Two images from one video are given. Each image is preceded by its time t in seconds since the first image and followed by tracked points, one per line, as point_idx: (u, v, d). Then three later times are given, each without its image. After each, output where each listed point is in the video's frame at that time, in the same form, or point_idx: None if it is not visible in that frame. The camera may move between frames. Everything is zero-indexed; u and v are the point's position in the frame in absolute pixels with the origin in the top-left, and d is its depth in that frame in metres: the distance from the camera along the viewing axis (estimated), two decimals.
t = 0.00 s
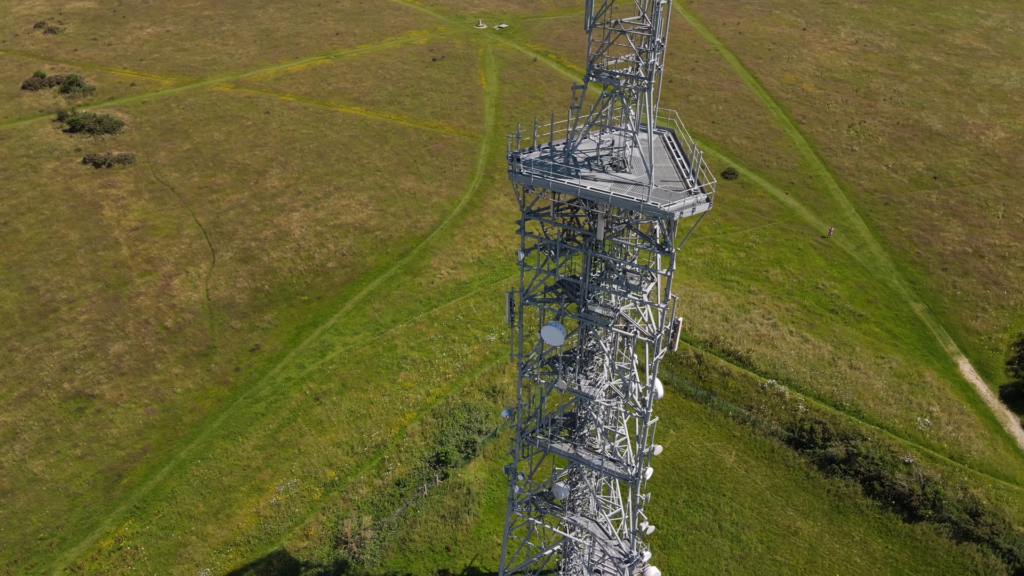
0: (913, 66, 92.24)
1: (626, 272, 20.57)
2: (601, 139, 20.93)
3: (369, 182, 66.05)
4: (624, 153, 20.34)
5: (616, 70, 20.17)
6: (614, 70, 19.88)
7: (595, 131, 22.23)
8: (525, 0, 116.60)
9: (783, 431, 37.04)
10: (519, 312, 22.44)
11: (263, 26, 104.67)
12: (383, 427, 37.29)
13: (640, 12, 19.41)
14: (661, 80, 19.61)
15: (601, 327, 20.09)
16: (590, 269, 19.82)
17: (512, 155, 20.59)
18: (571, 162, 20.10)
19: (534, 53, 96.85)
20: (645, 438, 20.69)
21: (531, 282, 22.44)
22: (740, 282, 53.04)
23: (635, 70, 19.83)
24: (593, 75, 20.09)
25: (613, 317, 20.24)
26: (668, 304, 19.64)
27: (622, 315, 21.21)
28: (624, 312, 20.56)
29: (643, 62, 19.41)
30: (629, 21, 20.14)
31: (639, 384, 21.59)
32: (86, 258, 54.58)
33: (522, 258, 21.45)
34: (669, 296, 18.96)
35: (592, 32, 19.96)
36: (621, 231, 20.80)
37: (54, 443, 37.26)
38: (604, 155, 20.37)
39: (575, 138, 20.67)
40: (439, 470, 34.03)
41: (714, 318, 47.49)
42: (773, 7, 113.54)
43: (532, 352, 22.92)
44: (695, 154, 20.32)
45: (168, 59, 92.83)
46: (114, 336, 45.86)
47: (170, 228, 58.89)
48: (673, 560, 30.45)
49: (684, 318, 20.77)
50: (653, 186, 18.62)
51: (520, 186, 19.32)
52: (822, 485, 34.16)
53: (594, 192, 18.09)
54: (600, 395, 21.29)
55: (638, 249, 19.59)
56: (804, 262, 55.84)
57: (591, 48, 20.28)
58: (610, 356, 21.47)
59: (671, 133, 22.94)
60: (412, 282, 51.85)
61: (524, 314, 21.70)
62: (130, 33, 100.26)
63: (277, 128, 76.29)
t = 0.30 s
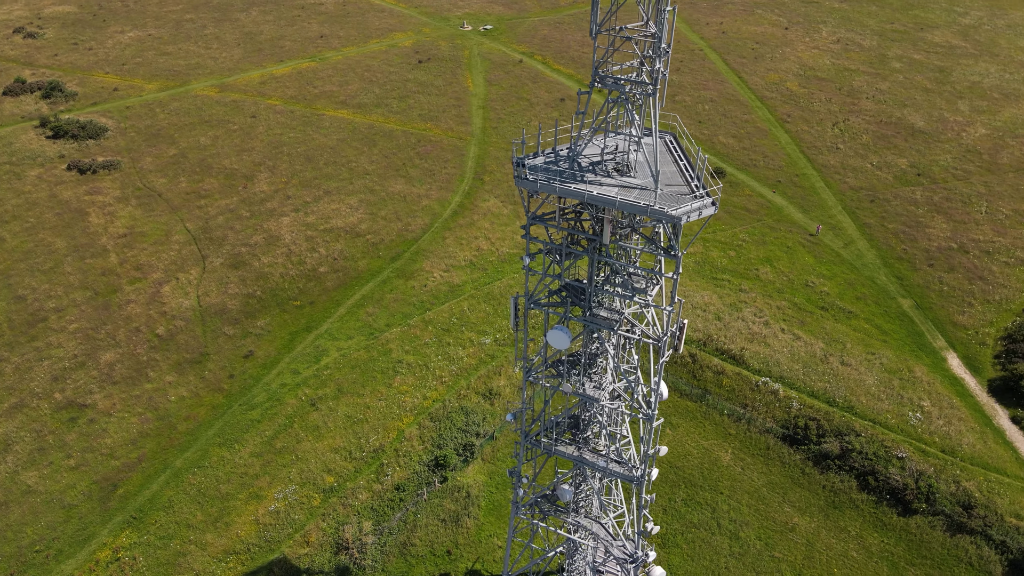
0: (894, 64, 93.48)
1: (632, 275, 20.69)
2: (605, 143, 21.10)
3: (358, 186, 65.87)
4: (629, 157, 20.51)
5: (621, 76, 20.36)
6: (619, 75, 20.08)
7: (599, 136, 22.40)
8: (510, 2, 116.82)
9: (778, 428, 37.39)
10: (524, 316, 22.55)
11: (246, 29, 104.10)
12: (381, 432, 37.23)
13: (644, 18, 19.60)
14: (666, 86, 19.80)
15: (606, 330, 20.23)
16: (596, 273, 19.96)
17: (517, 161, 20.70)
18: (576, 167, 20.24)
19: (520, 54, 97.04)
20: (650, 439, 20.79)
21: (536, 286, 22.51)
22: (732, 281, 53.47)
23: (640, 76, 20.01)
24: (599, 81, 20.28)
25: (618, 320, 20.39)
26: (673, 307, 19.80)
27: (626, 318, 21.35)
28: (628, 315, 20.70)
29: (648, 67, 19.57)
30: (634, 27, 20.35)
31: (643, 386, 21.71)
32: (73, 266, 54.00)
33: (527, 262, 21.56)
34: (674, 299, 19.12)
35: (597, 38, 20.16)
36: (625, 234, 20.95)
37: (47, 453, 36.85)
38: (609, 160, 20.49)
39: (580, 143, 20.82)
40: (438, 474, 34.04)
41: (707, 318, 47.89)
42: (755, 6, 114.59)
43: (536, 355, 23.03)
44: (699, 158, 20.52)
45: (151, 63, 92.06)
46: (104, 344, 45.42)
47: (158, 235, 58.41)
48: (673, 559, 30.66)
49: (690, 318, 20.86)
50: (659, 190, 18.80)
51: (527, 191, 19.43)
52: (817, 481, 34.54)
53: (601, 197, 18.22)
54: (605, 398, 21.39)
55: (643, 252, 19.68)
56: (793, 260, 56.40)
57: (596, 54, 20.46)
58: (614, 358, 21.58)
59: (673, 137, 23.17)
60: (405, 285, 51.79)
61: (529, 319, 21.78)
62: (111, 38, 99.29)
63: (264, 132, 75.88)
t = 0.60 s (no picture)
0: (876, 63, 94.65)
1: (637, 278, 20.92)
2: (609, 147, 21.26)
3: (348, 189, 65.66)
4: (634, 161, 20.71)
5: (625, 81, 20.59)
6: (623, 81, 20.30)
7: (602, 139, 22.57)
8: (494, 3, 116.92)
9: (773, 425, 37.72)
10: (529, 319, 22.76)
11: (230, 32, 103.45)
12: (379, 436, 37.19)
13: (649, 24, 19.94)
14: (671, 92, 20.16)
15: (612, 333, 20.43)
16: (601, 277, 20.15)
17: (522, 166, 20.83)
18: (581, 172, 20.41)
19: (506, 55, 97.17)
20: (657, 441, 20.98)
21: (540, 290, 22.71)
22: (723, 280, 53.85)
23: (645, 81, 20.34)
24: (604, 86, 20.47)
25: (623, 322, 20.61)
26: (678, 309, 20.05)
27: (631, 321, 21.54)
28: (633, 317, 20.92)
29: (653, 72, 19.91)
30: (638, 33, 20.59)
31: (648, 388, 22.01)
32: (61, 274, 53.44)
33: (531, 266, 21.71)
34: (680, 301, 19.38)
35: (602, 45, 20.48)
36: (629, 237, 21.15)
37: (40, 464, 36.46)
38: (613, 164, 20.63)
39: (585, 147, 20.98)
40: (437, 477, 34.10)
41: (700, 317, 48.25)
42: (738, 6, 115.48)
43: (541, 359, 23.26)
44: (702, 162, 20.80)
45: (134, 67, 91.27)
46: (96, 353, 44.99)
47: (147, 241, 57.93)
48: (674, 557, 30.89)
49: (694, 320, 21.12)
50: (664, 194, 19.01)
51: (533, 197, 19.55)
52: (813, 477, 34.92)
53: (608, 202, 18.38)
54: (610, 400, 21.61)
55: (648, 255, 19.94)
56: (783, 259, 56.90)
57: (601, 60, 20.78)
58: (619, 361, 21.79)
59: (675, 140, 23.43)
60: (398, 288, 51.73)
61: (534, 323, 21.97)
62: (92, 42, 98.40)
63: (251, 136, 75.47)
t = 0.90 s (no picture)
0: (858, 61, 95.77)
1: (642, 281, 21.10)
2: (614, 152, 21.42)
3: (338, 193, 65.46)
4: (638, 165, 20.85)
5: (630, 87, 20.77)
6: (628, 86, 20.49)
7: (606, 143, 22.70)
8: (479, 4, 116.98)
9: (768, 423, 38.05)
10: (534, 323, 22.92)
11: (213, 36, 102.74)
12: (377, 441, 37.17)
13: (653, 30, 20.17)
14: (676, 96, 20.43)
15: (617, 336, 20.63)
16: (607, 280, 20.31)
17: (528, 172, 20.91)
18: (587, 177, 20.53)
19: (492, 56, 97.31)
20: (661, 442, 21.15)
21: (544, 294, 22.87)
22: (714, 280, 54.24)
23: (650, 86, 20.62)
24: (609, 91, 20.65)
25: (629, 325, 20.80)
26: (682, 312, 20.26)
27: (636, 323, 21.74)
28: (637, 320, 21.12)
29: (658, 77, 20.18)
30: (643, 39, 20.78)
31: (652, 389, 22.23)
32: (49, 282, 52.88)
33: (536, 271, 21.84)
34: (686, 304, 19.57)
35: (608, 50, 20.74)
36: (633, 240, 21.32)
37: (34, 476, 36.08)
38: (618, 169, 20.78)
39: (589, 152, 21.12)
40: (436, 481, 34.15)
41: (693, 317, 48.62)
42: (721, 6, 116.35)
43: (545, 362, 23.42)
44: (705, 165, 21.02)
45: (117, 72, 90.47)
46: (87, 362, 44.58)
47: (136, 248, 57.45)
48: (675, 556, 31.17)
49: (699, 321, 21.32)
50: (670, 198, 19.19)
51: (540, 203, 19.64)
52: (809, 473, 35.31)
53: (615, 207, 18.52)
54: (615, 403, 21.82)
55: (652, 258, 20.15)
56: (773, 257, 57.43)
57: (607, 65, 20.98)
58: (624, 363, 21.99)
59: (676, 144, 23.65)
60: (391, 292, 51.67)
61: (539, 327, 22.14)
62: (73, 46, 97.41)
63: (238, 140, 75.04)
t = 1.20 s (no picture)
0: (842, 60, 96.78)
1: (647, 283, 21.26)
2: (619, 156, 21.59)
3: (329, 197, 65.27)
4: (644, 170, 21.03)
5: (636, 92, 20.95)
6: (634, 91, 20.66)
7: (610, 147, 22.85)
8: (464, 5, 117.00)
9: (764, 420, 38.39)
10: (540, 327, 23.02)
11: (198, 39, 102.07)
12: (376, 445, 37.17)
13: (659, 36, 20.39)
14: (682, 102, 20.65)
15: (624, 338, 20.77)
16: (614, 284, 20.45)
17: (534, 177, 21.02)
18: (593, 181, 20.67)
19: (479, 58, 97.42)
20: (668, 442, 21.35)
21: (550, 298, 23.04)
22: (707, 279, 54.62)
23: (656, 91, 20.84)
24: (615, 97, 20.83)
25: (635, 328, 20.94)
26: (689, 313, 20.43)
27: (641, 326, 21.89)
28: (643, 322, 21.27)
29: (664, 82, 20.39)
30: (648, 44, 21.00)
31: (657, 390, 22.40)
32: (38, 290, 52.36)
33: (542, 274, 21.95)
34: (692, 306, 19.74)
35: (614, 56, 20.97)
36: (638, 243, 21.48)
37: (29, 486, 35.77)
38: (623, 173, 20.94)
39: (595, 156, 21.27)
40: (437, 484, 34.25)
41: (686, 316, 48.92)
42: (706, 6, 117.12)
43: (551, 364, 23.62)
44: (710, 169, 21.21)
45: (101, 76, 89.69)
46: (79, 370, 44.19)
47: (126, 254, 57.01)
48: (676, 555, 31.43)
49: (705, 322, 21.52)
50: (677, 202, 19.38)
51: (547, 207, 19.76)
52: (805, 470, 35.68)
53: (623, 211, 18.67)
54: (621, 405, 22.02)
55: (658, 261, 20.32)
56: (763, 255, 57.89)
57: (613, 71, 21.16)
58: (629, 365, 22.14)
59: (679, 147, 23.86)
60: (385, 295, 51.58)
61: (545, 330, 22.32)
62: (55, 51, 96.51)
63: (227, 144, 74.64)
